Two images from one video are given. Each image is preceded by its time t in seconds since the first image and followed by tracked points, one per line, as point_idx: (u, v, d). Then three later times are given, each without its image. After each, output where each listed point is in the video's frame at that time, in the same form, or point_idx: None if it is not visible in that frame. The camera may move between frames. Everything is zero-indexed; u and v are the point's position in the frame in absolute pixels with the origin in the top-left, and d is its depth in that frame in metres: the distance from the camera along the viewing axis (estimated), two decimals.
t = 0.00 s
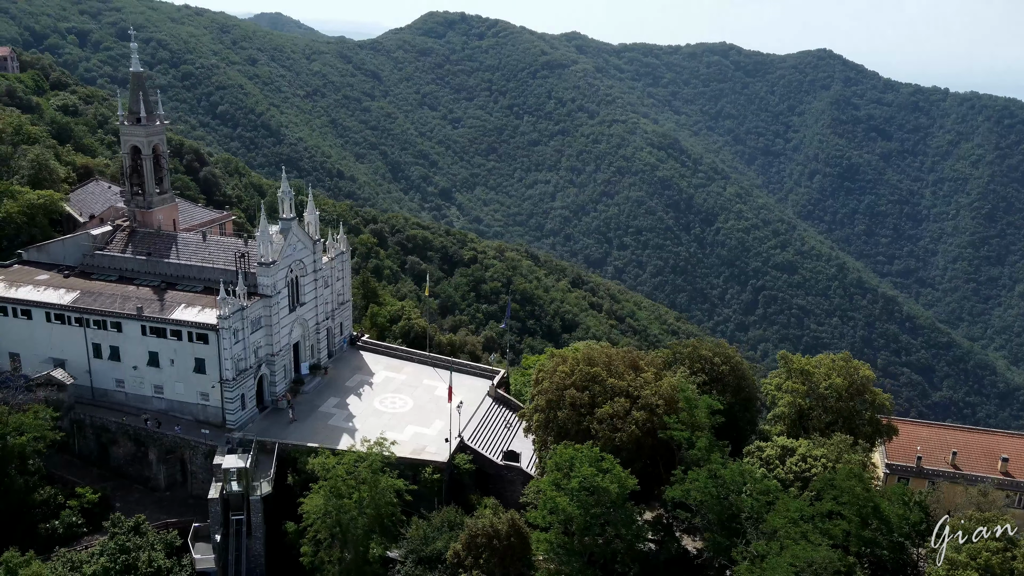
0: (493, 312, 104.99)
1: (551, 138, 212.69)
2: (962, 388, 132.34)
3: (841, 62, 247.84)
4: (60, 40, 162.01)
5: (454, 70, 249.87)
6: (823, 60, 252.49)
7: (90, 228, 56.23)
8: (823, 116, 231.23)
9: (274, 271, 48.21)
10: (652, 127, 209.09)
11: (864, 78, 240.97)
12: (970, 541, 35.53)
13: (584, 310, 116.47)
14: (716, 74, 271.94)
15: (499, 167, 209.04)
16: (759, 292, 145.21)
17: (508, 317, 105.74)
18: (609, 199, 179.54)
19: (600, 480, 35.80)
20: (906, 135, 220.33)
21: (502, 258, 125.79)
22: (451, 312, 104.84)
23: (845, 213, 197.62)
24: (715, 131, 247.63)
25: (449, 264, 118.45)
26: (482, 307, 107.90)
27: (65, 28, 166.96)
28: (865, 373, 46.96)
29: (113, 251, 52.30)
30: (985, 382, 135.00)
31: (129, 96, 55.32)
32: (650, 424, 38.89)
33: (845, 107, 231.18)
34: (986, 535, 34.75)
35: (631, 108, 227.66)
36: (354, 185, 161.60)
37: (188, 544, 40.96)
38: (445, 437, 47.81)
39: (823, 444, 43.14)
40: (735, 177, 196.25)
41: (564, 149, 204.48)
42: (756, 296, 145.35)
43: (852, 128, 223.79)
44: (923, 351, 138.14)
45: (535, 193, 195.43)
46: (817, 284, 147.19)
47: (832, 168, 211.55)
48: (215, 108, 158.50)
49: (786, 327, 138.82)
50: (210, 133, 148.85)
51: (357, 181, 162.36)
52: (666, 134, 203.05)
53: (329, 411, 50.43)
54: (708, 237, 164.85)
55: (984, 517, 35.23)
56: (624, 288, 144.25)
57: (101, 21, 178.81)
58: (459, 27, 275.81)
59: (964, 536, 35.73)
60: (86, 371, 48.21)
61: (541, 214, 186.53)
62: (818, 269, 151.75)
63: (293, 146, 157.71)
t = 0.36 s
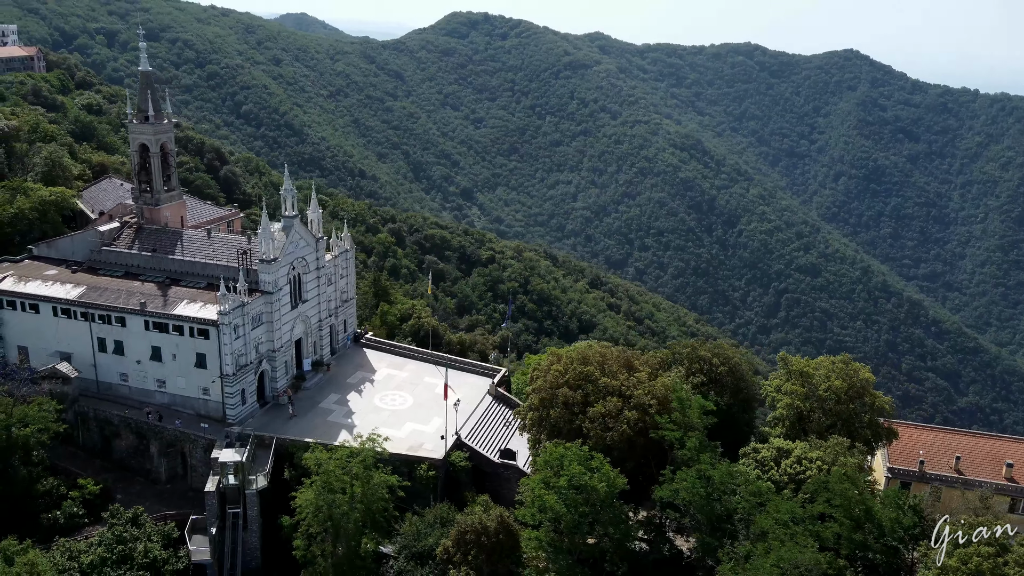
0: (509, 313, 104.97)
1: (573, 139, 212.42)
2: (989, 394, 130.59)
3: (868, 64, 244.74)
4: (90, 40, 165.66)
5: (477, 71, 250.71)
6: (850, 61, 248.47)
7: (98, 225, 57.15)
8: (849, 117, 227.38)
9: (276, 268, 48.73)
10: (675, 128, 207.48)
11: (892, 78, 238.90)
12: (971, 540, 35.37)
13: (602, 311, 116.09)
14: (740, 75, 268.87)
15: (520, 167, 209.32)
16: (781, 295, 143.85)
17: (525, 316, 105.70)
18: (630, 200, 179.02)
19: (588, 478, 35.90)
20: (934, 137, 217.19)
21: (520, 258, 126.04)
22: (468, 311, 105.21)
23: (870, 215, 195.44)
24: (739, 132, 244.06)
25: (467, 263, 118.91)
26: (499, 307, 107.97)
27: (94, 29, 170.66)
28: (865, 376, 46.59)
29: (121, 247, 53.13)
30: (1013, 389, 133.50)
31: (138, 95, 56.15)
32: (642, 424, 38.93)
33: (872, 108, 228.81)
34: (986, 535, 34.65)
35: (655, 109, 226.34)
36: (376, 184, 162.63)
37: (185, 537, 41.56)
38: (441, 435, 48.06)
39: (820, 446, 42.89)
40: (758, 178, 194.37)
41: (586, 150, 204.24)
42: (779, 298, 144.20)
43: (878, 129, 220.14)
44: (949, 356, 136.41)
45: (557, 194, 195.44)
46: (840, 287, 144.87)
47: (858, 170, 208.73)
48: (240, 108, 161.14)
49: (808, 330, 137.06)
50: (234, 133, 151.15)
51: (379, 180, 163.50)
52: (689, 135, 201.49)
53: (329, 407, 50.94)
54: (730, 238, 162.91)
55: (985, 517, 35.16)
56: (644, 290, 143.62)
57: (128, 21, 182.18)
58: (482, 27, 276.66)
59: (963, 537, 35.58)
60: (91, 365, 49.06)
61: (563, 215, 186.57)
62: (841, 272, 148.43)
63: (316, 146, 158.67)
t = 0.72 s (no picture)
0: (526, 313, 105.00)
1: (595, 140, 211.96)
2: (1017, 401, 128.17)
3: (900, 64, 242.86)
4: (118, 41, 168.92)
5: (500, 71, 251.57)
6: (878, 62, 244.75)
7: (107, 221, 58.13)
8: (875, 118, 224.36)
9: (277, 266, 49.22)
10: (699, 129, 206.14)
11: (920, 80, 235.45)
12: (971, 541, 35.25)
13: (620, 312, 115.66)
14: (765, 75, 266.44)
15: (542, 167, 209.32)
16: (804, 298, 143.04)
17: (542, 316, 105.69)
18: (652, 201, 178.44)
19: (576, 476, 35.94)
20: (963, 138, 213.51)
21: (539, 258, 126.15)
22: (485, 311, 105.47)
23: (896, 218, 193.07)
24: (763, 133, 242.40)
25: (485, 263, 119.24)
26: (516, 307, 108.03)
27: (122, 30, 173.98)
28: (863, 379, 46.30)
29: (128, 243, 54.07)
30: None
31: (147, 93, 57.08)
32: (633, 424, 38.93)
33: (900, 109, 225.43)
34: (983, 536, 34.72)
35: (678, 110, 224.90)
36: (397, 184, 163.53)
37: (182, 529, 42.07)
38: (439, 432, 48.32)
39: (816, 448, 42.63)
40: (783, 179, 192.47)
41: (607, 151, 203.82)
42: (802, 301, 143.24)
43: (906, 131, 216.72)
44: (976, 361, 134.11)
45: (578, 195, 195.01)
46: (865, 290, 143.23)
47: (885, 172, 205.87)
48: (264, 107, 163.43)
49: (830, 334, 135.82)
50: (257, 133, 153.20)
51: (400, 180, 164.46)
52: (712, 136, 200.00)
53: (330, 403, 51.42)
54: (753, 241, 161.51)
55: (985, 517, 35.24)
56: (663, 291, 143.06)
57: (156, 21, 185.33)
58: (506, 28, 277.41)
59: (963, 537, 35.40)
60: (96, 358, 49.89)
61: (585, 215, 186.13)
62: (867, 274, 147.70)
63: (339, 145, 159.66)
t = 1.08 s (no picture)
0: (542, 313, 104.96)
1: (617, 140, 211.25)
2: None
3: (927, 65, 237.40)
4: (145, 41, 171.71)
5: (522, 72, 252.03)
6: (906, 62, 240.55)
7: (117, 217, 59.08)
8: (902, 120, 221.16)
9: (279, 263, 49.75)
10: (722, 129, 204.65)
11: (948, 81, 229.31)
12: (972, 542, 35.38)
13: (638, 313, 115.11)
14: (790, 76, 263.78)
15: (563, 168, 209.02)
16: (827, 301, 141.47)
17: (559, 317, 105.58)
18: (674, 202, 177.70)
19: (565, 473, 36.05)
20: (994, 140, 209.51)
21: (558, 259, 126.08)
22: (501, 311, 105.44)
23: (923, 221, 190.42)
24: (788, 134, 240.39)
25: (503, 263, 119.34)
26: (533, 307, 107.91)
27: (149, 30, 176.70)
28: (863, 382, 45.86)
29: (136, 239, 54.92)
30: None
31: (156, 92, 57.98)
32: (624, 423, 39.02)
33: (928, 110, 221.49)
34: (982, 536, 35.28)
35: (702, 110, 223.22)
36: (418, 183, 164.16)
37: (180, 521, 42.71)
38: (436, 428, 48.57)
39: (812, 450, 42.36)
40: (807, 180, 190.38)
41: (629, 152, 203.15)
42: (825, 304, 141.93)
43: (934, 132, 212.96)
44: (1003, 366, 131.64)
45: (600, 195, 194.26)
46: (889, 294, 141.54)
47: (912, 174, 202.80)
48: (287, 106, 165.13)
49: (854, 337, 134.14)
50: (281, 132, 154.90)
51: (421, 179, 165.17)
52: (735, 137, 198.27)
53: (330, 400, 51.85)
54: (776, 242, 160.00)
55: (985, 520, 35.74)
56: (682, 292, 142.30)
57: (183, 22, 188.20)
58: (530, 28, 277.79)
59: (964, 538, 35.51)
60: (102, 352, 50.77)
61: (606, 215, 185.46)
62: (892, 278, 145.87)
63: (361, 145, 160.58)
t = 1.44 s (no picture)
0: (558, 314, 105.25)
1: (638, 141, 210.46)
2: None
3: (953, 66, 233.05)
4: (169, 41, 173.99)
5: (543, 72, 252.26)
6: (932, 63, 236.52)
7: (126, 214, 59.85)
8: (927, 121, 217.88)
9: (281, 260, 50.22)
10: (743, 130, 203.25)
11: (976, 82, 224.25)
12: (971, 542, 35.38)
13: (655, 315, 114.63)
14: (813, 76, 260.77)
15: (582, 168, 208.64)
16: (849, 304, 140.24)
17: (574, 318, 105.55)
18: (694, 203, 176.77)
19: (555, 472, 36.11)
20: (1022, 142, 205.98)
21: (574, 259, 125.96)
22: (517, 311, 105.45)
23: (947, 224, 188.04)
24: (810, 135, 238.45)
25: (519, 263, 119.41)
26: (549, 307, 107.91)
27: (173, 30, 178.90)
28: (862, 384, 45.53)
29: (143, 236, 55.67)
30: None
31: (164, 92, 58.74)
32: (616, 422, 39.05)
33: (953, 111, 217.71)
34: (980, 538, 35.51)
35: (723, 111, 221.55)
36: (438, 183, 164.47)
37: (179, 514, 43.25)
38: (435, 426, 48.86)
39: (809, 452, 42.08)
40: (830, 182, 188.53)
41: (649, 153, 202.59)
42: (846, 307, 140.68)
43: (960, 134, 209.40)
44: None
45: (620, 196, 193.49)
46: (912, 297, 140.04)
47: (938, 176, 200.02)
48: (308, 106, 166.50)
49: (876, 341, 132.73)
50: (302, 131, 156.35)
51: (441, 179, 165.61)
52: (757, 137, 196.82)
53: (330, 396, 52.28)
54: (797, 244, 158.59)
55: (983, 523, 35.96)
56: (700, 294, 141.55)
57: (206, 23, 190.49)
58: (551, 29, 277.97)
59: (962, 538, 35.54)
60: (107, 347, 51.54)
61: (626, 216, 184.73)
62: (916, 281, 144.27)
63: (380, 144, 161.22)
